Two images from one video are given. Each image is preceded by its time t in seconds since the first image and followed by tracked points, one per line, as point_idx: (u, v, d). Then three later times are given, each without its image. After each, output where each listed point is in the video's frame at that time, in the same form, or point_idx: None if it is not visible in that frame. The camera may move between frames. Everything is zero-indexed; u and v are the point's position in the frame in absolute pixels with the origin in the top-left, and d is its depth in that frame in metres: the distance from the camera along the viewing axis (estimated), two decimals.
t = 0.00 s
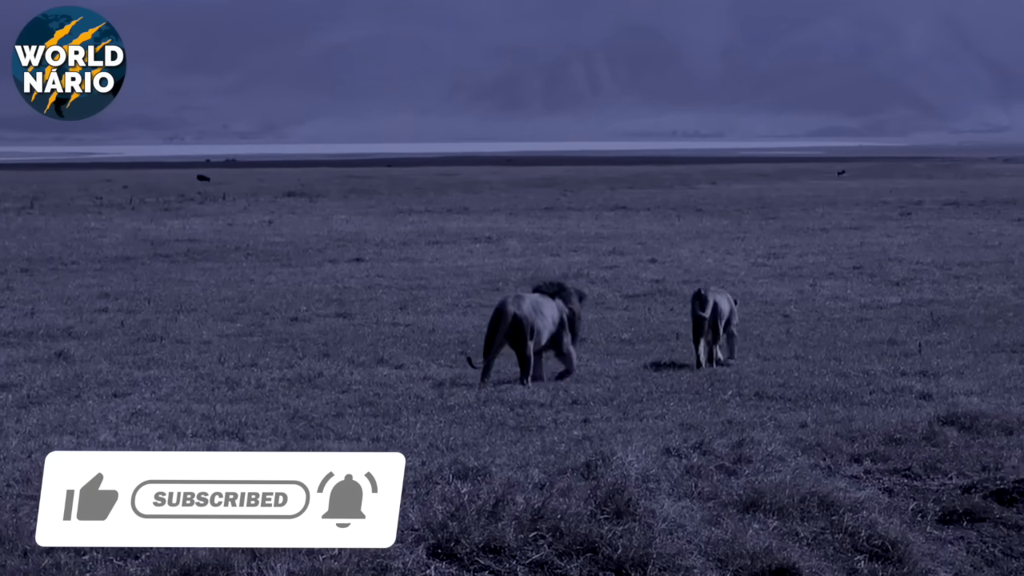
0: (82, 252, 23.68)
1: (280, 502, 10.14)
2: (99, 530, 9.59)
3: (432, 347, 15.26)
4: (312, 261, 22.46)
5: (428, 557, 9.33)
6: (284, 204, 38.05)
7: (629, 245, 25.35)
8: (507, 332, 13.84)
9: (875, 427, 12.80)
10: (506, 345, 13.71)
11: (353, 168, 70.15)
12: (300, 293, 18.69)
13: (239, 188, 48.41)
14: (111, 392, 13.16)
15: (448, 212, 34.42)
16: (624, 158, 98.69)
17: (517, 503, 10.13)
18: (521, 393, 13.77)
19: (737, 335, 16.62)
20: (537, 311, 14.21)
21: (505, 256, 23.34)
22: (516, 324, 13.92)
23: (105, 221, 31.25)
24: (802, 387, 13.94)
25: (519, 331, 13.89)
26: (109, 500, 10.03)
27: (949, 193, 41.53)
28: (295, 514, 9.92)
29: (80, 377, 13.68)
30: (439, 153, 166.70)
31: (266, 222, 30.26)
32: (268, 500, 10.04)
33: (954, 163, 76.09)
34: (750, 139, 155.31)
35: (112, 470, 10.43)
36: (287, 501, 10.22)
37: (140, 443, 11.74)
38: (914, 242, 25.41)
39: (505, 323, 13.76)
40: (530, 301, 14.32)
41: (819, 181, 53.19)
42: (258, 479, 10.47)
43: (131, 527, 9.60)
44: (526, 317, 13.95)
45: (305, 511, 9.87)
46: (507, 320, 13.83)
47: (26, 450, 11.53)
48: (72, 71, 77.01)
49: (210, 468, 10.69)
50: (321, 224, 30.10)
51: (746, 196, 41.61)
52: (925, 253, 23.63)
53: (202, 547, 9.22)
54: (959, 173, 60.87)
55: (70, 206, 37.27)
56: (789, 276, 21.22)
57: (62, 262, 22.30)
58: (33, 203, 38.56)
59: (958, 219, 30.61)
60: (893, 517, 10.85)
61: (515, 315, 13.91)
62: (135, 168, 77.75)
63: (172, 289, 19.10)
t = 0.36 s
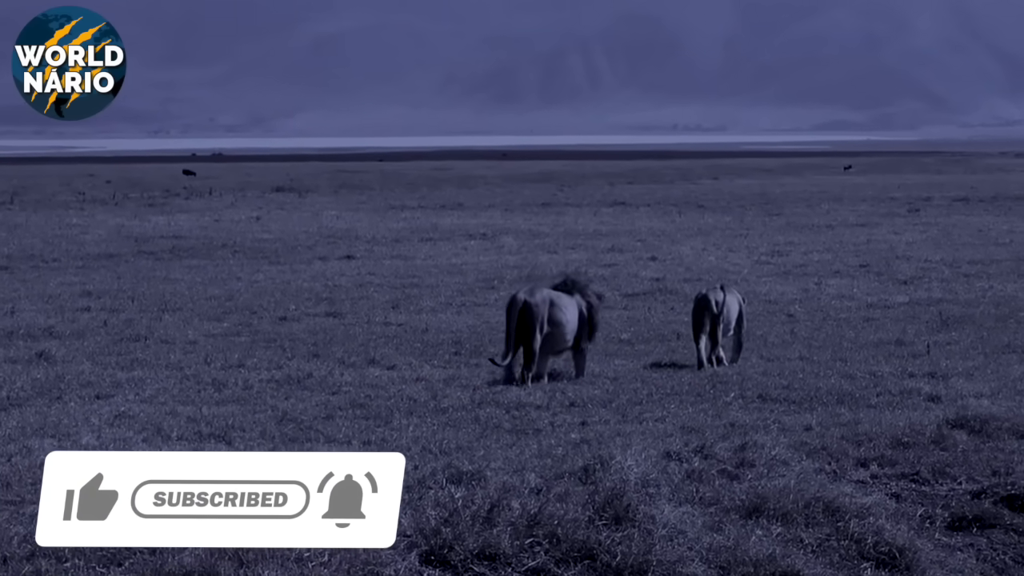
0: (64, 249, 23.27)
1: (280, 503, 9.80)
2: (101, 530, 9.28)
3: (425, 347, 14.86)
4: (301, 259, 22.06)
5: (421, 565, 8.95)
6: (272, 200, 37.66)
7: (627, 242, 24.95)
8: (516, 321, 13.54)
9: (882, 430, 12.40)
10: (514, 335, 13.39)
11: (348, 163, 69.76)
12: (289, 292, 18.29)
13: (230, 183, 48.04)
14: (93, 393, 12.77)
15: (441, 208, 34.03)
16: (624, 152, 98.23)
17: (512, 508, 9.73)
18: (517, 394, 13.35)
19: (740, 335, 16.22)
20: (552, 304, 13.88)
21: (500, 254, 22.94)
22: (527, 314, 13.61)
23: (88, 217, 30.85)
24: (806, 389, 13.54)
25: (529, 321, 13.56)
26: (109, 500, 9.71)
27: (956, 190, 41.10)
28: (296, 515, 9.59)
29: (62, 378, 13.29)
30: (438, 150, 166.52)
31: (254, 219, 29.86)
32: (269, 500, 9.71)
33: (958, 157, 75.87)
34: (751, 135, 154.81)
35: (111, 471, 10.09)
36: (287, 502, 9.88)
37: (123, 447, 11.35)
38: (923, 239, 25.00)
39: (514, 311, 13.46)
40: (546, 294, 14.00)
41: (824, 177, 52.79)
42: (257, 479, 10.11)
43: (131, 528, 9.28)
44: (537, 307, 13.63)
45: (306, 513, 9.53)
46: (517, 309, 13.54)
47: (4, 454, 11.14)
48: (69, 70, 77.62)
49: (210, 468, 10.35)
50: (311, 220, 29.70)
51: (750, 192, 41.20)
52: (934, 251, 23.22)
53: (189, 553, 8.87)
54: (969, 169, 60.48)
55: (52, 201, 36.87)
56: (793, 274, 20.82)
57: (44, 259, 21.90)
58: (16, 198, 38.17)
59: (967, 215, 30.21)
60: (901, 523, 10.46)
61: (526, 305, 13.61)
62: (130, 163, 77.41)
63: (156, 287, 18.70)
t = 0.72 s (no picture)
0: (45, 247, 22.86)
1: (281, 502, 9.45)
2: (103, 530, 8.94)
3: (417, 348, 14.45)
4: (289, 257, 21.67)
5: (412, 573, 8.56)
6: (259, 195, 37.26)
7: (626, 239, 24.55)
8: (524, 326, 13.20)
9: (889, 433, 12.00)
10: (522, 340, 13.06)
11: (345, 158, 69.44)
12: (276, 291, 17.90)
13: (222, 179, 47.64)
14: (74, 395, 12.37)
15: (434, 204, 33.66)
16: (625, 146, 97.79)
17: (508, 514, 9.32)
18: (513, 396, 12.94)
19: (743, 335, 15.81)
20: (562, 305, 13.52)
21: (496, 251, 22.54)
22: (536, 317, 13.26)
23: (70, 213, 30.44)
24: (811, 391, 13.13)
25: (538, 325, 13.22)
26: (110, 500, 9.36)
27: (964, 185, 40.69)
28: (297, 515, 9.23)
29: (42, 379, 12.88)
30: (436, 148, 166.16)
31: (241, 215, 29.45)
32: (271, 500, 9.36)
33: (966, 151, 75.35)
34: (754, 132, 154.21)
35: (110, 470, 9.74)
36: (288, 501, 9.53)
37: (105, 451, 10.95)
38: (932, 237, 24.59)
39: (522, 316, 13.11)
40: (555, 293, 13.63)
41: (829, 172, 52.40)
42: (258, 478, 9.73)
43: (130, 530, 8.94)
44: (546, 310, 13.27)
45: (308, 513, 9.17)
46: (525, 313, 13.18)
47: None
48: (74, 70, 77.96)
49: (211, 467, 10.00)
50: (299, 216, 29.31)
51: (753, 187, 40.80)
52: (943, 248, 22.82)
53: (173, 561, 8.47)
54: (980, 163, 60.06)
55: (33, 197, 36.47)
56: (798, 272, 20.41)
57: (25, 257, 21.50)
58: None
59: (977, 212, 29.80)
60: (909, 530, 10.06)
61: (535, 309, 13.25)
62: (125, 158, 77.10)
63: (139, 286, 18.29)
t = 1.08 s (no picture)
0: (25, 243, 22.45)
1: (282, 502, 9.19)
2: (108, 525, 8.69)
3: (408, 348, 14.04)
4: (276, 254, 21.28)
5: None
6: (246, 190, 36.85)
7: (625, 235, 24.15)
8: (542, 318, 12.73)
9: (897, 436, 11.60)
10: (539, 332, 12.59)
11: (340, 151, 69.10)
12: (263, 288, 17.50)
13: (212, 173, 47.27)
14: (54, 397, 11.97)
15: (425, 199, 33.27)
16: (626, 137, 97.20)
17: (502, 520, 8.91)
18: (508, 397, 12.51)
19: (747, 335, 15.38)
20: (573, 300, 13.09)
21: (492, 248, 22.13)
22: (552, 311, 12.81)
23: (51, 209, 30.06)
24: (816, 393, 12.71)
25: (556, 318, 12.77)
26: (112, 498, 9.10)
27: (972, 179, 40.27)
28: (299, 513, 8.97)
29: (20, 381, 12.48)
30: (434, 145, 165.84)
31: (226, 211, 29.05)
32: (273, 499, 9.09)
33: (976, 145, 74.84)
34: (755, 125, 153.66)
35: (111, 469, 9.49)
36: (289, 501, 9.25)
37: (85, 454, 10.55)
38: (941, 233, 24.16)
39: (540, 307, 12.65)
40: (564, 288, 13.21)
41: (834, 166, 51.97)
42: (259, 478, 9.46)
43: (128, 531, 8.66)
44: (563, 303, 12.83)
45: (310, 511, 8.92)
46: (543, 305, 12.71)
47: None
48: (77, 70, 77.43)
49: (212, 466, 9.74)
50: (286, 212, 28.92)
51: (757, 182, 40.37)
52: (953, 245, 22.40)
53: (156, 569, 7.97)
54: (990, 156, 59.65)
55: (14, 192, 36.11)
56: (802, 270, 19.99)
57: (6, 255, 21.09)
58: None
59: (988, 207, 29.35)
60: (918, 537, 9.65)
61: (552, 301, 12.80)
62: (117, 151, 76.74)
63: (122, 284, 17.89)
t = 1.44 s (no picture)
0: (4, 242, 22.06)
1: (279, 503, 8.71)
2: (103, 530, 8.33)
3: (399, 350, 13.63)
4: (262, 252, 20.89)
5: None
6: (232, 186, 36.44)
7: (624, 234, 23.72)
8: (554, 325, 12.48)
9: (905, 442, 11.19)
10: (552, 340, 12.35)
11: (333, 146, 68.66)
12: (249, 288, 17.11)
13: (204, 169, 46.85)
14: (32, 401, 11.57)
15: (416, 195, 32.90)
16: (627, 133, 96.58)
17: (497, 527, 8.50)
18: (503, 401, 12.08)
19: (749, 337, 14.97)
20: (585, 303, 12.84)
21: (486, 247, 21.71)
22: (564, 317, 12.56)
23: (30, 206, 29.66)
24: (821, 397, 12.30)
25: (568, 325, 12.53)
26: (111, 500, 8.67)
27: (981, 175, 39.79)
28: (297, 515, 8.52)
29: None
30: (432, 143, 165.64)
31: (210, 207, 28.65)
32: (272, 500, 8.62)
33: (984, 141, 74.25)
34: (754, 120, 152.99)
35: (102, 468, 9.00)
36: (289, 501, 8.77)
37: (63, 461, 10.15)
38: (950, 231, 23.73)
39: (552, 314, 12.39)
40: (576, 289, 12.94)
41: (840, 161, 51.56)
42: (257, 477, 8.94)
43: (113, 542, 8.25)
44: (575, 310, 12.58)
45: (310, 512, 8.47)
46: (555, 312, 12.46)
47: None
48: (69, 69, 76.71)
49: (211, 464, 9.22)
50: (272, 209, 28.51)
51: (761, 178, 39.90)
52: (964, 244, 21.97)
53: None
54: (1002, 152, 59.25)
55: None
56: (807, 269, 19.58)
57: None
58: None
59: (1000, 205, 28.88)
60: (927, 546, 9.24)
61: (565, 307, 12.54)
62: (108, 145, 76.33)
63: (102, 284, 17.49)
